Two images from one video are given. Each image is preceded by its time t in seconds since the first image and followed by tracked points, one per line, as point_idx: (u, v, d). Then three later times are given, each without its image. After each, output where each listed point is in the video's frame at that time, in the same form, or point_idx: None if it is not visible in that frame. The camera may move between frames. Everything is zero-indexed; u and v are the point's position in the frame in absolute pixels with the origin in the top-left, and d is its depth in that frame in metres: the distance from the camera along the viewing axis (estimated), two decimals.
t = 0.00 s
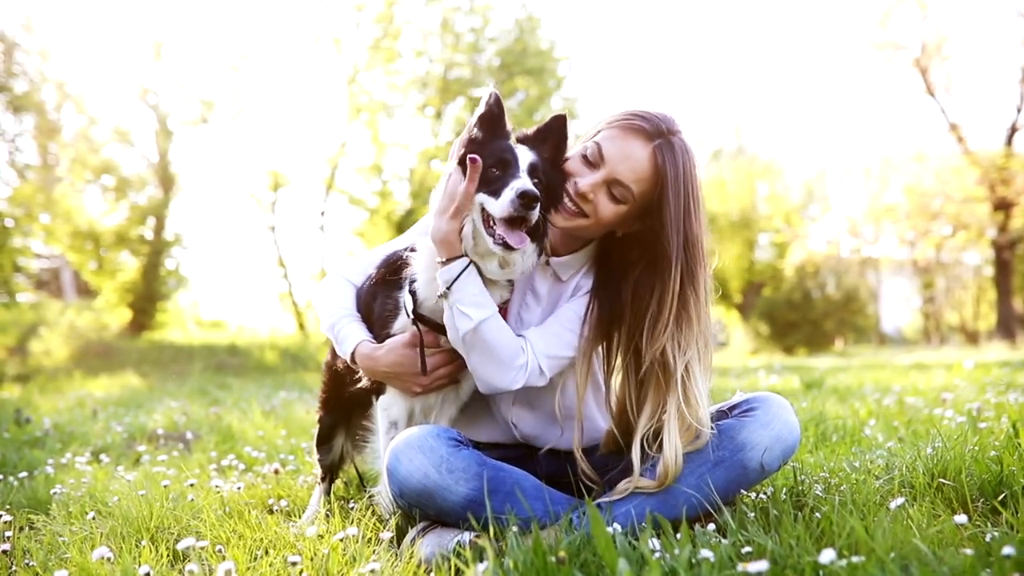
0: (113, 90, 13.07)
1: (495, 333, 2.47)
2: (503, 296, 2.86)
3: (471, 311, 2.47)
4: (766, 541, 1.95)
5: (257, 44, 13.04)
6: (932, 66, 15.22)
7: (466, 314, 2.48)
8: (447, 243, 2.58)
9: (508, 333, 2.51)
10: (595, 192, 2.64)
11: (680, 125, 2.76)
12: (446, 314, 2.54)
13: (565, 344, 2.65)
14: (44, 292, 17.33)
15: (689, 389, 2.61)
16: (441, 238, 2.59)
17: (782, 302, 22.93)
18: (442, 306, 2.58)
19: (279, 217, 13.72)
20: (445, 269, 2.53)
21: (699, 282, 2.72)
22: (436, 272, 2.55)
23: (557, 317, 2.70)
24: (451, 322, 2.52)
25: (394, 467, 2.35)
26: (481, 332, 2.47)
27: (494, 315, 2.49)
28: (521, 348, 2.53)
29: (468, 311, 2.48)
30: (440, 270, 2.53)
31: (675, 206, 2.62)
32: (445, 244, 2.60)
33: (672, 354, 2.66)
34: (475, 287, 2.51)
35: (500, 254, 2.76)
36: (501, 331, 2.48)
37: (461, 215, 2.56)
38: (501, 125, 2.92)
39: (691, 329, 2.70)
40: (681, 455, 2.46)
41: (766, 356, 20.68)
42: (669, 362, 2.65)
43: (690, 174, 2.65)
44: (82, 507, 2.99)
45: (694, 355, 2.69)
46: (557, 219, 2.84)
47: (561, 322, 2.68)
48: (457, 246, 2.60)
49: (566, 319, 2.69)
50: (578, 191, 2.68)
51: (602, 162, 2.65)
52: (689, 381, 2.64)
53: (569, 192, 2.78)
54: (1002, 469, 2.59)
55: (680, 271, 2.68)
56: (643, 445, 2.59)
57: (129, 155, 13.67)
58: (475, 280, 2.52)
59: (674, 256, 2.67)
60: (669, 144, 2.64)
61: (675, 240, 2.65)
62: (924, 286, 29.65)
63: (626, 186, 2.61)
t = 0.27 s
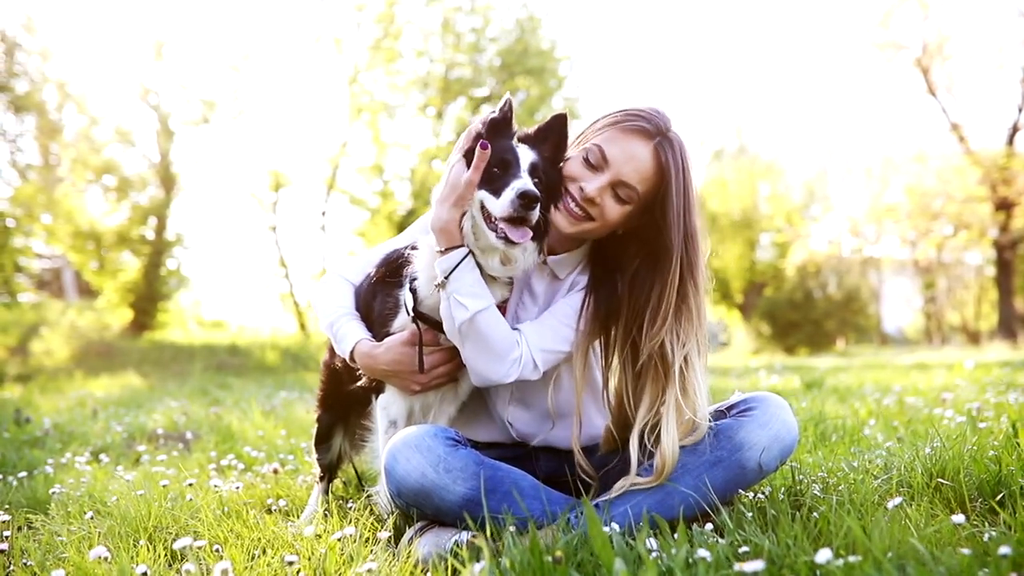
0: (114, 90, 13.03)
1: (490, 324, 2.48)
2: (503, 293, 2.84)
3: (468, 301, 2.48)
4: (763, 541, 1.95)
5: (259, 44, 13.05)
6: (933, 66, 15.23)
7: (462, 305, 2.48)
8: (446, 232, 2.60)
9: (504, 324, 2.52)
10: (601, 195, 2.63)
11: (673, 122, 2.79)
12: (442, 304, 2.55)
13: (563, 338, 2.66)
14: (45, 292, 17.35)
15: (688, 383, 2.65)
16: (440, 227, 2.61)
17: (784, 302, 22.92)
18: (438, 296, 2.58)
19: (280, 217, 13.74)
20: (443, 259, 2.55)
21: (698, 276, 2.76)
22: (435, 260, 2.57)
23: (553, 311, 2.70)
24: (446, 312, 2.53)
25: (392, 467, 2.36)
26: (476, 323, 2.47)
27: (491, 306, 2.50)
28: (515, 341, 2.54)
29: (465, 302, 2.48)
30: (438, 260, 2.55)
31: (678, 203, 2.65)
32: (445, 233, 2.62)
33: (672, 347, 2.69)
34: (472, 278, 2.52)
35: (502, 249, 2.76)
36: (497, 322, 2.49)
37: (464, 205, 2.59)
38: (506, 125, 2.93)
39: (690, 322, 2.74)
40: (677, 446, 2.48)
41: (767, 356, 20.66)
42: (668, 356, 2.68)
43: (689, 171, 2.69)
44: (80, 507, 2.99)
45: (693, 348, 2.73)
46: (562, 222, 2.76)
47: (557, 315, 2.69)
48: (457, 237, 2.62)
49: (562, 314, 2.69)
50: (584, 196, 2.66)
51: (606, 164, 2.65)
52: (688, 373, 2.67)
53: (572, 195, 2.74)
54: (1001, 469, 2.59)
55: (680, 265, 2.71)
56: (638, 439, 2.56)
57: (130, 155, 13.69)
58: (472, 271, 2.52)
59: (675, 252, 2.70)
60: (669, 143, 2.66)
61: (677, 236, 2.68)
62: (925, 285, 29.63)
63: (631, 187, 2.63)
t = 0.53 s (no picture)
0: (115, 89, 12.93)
1: (489, 325, 2.48)
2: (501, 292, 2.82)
3: (467, 301, 2.48)
4: (760, 540, 1.94)
5: (260, 44, 13.05)
6: (934, 66, 15.25)
7: (461, 304, 2.48)
8: (446, 232, 2.61)
9: (503, 326, 2.51)
10: (604, 197, 2.64)
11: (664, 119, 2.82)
12: (441, 303, 2.55)
13: (561, 339, 2.65)
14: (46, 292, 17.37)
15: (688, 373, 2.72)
16: (441, 226, 2.61)
17: (785, 302, 22.91)
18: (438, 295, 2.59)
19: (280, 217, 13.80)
20: (442, 258, 2.55)
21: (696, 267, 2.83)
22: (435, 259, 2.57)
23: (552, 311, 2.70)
24: (445, 312, 2.53)
25: (389, 466, 2.37)
26: (475, 323, 2.48)
27: (489, 306, 2.50)
28: (513, 341, 2.54)
29: (463, 301, 2.48)
30: (437, 260, 2.55)
31: (678, 198, 2.71)
32: (445, 233, 2.62)
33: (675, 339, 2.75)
34: (471, 278, 2.51)
35: (503, 247, 2.73)
36: (496, 323, 2.49)
37: (462, 204, 2.60)
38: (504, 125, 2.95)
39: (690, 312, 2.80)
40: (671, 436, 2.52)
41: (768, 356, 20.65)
42: (668, 345, 2.73)
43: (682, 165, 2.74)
44: (79, 507, 2.99)
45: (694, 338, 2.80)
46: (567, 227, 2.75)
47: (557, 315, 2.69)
48: (457, 237, 2.63)
49: (559, 314, 2.69)
50: (586, 199, 2.66)
51: (605, 165, 2.66)
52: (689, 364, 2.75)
53: (571, 199, 2.74)
54: (1000, 469, 2.59)
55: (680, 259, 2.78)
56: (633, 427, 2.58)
57: (132, 155, 13.71)
58: (472, 271, 2.52)
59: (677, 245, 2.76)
60: (663, 140, 2.69)
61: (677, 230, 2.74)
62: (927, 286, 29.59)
63: (632, 186, 2.66)
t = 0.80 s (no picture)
0: (116, 90, 12.93)
1: (489, 329, 2.49)
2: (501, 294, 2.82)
3: (468, 305, 2.49)
4: (758, 541, 1.94)
5: (262, 44, 12.95)
6: (935, 66, 15.29)
7: (462, 308, 2.49)
8: (447, 236, 2.62)
9: (503, 330, 2.52)
10: (599, 196, 2.65)
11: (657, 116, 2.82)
12: (442, 307, 2.56)
13: (560, 341, 2.64)
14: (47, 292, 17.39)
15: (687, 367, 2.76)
16: (441, 231, 2.63)
17: (786, 302, 22.91)
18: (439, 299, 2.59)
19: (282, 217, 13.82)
20: (443, 263, 2.56)
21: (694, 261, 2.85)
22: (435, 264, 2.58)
23: (550, 314, 2.69)
24: (445, 316, 2.54)
25: (387, 466, 2.37)
26: (475, 327, 2.48)
27: (490, 310, 2.51)
28: (513, 344, 2.54)
29: (464, 305, 2.49)
30: (438, 264, 2.56)
31: (674, 193, 2.72)
32: (446, 237, 2.63)
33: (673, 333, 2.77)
34: (472, 282, 2.52)
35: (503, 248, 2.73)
36: (496, 327, 2.50)
37: (461, 207, 2.62)
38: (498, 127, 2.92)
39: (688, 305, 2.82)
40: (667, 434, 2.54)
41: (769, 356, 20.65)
42: (668, 340, 2.75)
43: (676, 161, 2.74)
44: (78, 507, 2.99)
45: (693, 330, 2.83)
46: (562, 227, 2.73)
47: (557, 317, 2.68)
48: (458, 241, 2.64)
49: (558, 316, 2.68)
50: (581, 198, 2.66)
51: (600, 165, 2.66)
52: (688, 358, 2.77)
53: (567, 199, 2.74)
54: (999, 469, 2.58)
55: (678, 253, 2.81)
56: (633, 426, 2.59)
57: (133, 155, 13.73)
58: (472, 275, 2.54)
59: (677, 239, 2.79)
60: (656, 136, 2.70)
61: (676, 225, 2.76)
62: (928, 285, 29.58)
63: (626, 183, 2.65)
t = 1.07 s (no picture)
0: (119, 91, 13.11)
1: (489, 333, 2.49)
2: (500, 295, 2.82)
3: (468, 310, 2.49)
4: (755, 542, 1.95)
5: (263, 44, 13.05)
6: (937, 65, 15.26)
7: (462, 313, 2.49)
8: (448, 241, 2.61)
9: (504, 334, 2.52)
10: (587, 193, 2.64)
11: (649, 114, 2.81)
12: (443, 311, 2.56)
13: (558, 342, 2.64)
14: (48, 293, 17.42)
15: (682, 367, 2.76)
16: (442, 237, 2.62)
17: (787, 302, 22.91)
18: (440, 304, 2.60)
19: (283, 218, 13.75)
20: (445, 267, 2.56)
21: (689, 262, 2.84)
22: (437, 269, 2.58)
23: (549, 317, 2.69)
24: (446, 320, 2.54)
25: (384, 467, 2.37)
26: (476, 332, 2.48)
27: (491, 315, 2.51)
28: (512, 349, 2.53)
29: (465, 310, 2.49)
30: (441, 269, 2.56)
31: (667, 191, 2.71)
32: (448, 242, 2.63)
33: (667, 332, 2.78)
34: (473, 287, 2.53)
35: (503, 248, 2.74)
36: (497, 332, 2.49)
37: (461, 214, 2.62)
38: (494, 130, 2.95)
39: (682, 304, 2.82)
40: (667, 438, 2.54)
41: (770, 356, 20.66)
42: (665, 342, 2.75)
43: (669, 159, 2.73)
44: (77, 506, 3.00)
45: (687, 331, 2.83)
46: (551, 224, 2.74)
47: (555, 320, 2.68)
48: (460, 247, 2.63)
49: (558, 319, 2.68)
50: (569, 196, 2.66)
51: (588, 163, 2.66)
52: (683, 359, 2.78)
53: (557, 198, 2.74)
54: (996, 470, 2.58)
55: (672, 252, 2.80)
56: (636, 421, 2.61)
57: (134, 156, 13.75)
58: (474, 280, 2.54)
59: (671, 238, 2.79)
60: (648, 133, 2.68)
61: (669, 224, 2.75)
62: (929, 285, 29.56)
63: (616, 181, 2.64)
